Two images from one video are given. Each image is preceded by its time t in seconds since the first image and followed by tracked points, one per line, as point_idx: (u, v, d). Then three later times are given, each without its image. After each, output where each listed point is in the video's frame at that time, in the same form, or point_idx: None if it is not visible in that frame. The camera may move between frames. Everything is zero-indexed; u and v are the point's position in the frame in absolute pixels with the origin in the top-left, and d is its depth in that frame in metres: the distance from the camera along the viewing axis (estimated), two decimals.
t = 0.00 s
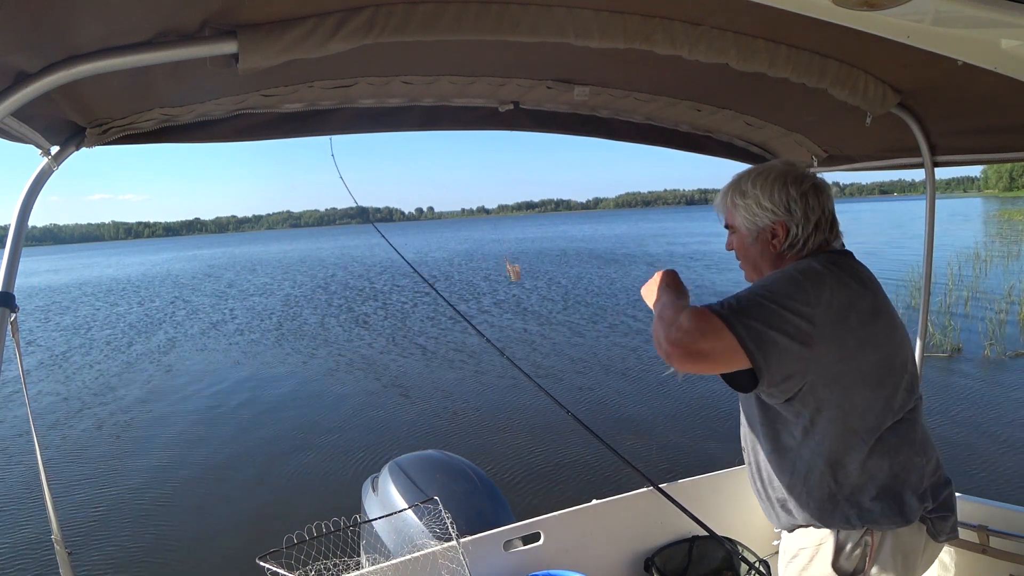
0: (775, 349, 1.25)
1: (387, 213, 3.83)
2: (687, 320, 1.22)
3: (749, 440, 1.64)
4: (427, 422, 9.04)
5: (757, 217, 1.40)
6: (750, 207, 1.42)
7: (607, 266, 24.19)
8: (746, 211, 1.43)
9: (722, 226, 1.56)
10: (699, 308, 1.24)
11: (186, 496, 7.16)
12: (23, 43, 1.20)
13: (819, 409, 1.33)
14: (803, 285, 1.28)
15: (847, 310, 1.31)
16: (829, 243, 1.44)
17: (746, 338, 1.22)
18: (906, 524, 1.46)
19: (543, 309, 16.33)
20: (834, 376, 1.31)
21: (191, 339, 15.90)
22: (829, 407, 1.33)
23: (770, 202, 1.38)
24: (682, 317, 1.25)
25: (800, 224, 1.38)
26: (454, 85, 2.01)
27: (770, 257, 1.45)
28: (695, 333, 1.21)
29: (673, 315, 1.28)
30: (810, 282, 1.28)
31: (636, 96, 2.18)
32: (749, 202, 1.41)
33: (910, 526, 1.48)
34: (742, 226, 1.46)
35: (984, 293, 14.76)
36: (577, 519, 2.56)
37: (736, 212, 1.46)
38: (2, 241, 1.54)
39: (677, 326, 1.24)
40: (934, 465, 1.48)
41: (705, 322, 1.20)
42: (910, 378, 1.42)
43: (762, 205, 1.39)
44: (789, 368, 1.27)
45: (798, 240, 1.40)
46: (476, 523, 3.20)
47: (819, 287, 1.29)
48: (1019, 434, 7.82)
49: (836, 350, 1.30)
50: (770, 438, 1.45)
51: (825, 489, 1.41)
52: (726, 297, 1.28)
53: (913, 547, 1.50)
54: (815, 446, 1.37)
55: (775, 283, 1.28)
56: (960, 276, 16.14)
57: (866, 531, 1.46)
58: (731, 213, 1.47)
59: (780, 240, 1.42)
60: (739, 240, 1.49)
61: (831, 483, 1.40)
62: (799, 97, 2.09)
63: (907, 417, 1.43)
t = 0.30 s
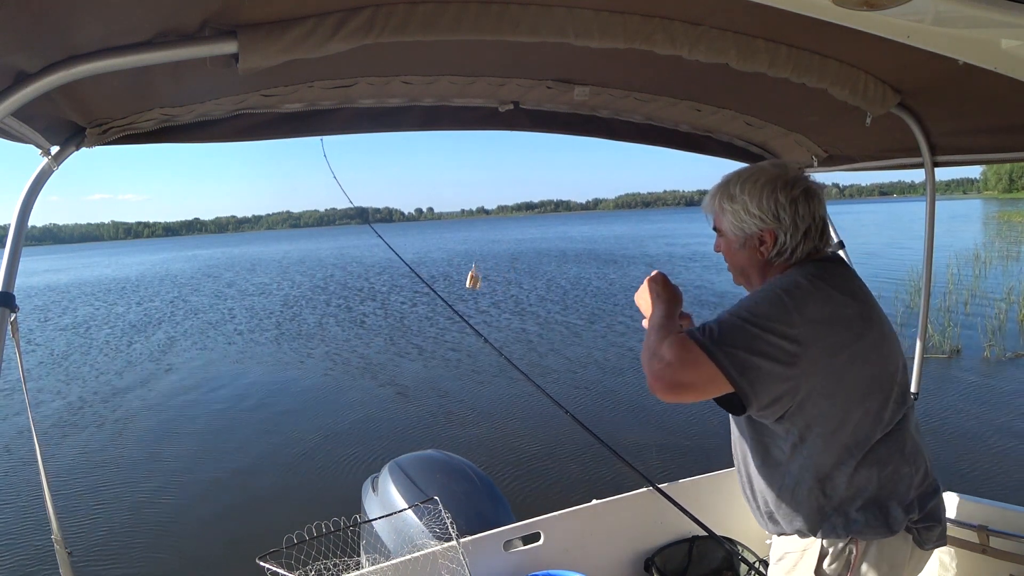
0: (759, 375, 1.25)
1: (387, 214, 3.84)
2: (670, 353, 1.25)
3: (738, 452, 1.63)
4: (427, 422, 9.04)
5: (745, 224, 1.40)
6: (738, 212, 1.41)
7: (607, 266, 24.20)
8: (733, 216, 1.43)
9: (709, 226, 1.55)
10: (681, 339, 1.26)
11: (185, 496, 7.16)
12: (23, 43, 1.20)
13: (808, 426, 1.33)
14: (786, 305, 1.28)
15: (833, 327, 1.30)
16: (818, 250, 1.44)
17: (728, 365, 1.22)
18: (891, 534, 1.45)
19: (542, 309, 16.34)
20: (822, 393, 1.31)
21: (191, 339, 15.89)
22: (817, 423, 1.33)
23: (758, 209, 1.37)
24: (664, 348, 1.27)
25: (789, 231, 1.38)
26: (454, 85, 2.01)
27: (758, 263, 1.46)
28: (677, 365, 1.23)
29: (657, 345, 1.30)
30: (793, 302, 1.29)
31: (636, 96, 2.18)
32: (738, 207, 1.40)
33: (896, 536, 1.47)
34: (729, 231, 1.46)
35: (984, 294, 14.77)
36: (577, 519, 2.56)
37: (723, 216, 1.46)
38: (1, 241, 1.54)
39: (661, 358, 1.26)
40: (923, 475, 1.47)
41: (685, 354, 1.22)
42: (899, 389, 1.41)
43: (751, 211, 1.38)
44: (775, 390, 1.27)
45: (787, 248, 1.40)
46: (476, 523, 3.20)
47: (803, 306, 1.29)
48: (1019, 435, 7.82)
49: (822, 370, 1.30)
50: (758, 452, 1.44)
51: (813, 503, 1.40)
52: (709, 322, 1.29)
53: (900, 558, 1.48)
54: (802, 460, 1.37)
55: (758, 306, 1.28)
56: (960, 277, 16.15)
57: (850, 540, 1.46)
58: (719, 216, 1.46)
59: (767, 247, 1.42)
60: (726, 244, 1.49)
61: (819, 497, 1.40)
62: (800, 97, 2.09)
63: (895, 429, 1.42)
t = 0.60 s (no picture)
0: (749, 392, 1.25)
1: (387, 214, 3.84)
2: (660, 372, 1.26)
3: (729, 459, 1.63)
4: (426, 422, 9.04)
5: (736, 231, 1.39)
6: (729, 220, 1.41)
7: (607, 267, 24.22)
8: (724, 222, 1.42)
9: (698, 231, 1.55)
10: (671, 356, 1.26)
11: (185, 496, 7.15)
12: (22, 42, 1.20)
13: (799, 438, 1.34)
14: (776, 320, 1.28)
15: (823, 339, 1.30)
16: (810, 255, 1.44)
17: (717, 385, 1.23)
18: (879, 540, 1.45)
19: (542, 309, 16.35)
20: (812, 407, 1.31)
21: (191, 339, 15.88)
22: (807, 435, 1.33)
23: (750, 216, 1.37)
24: (654, 366, 1.28)
25: (781, 238, 1.38)
26: (454, 86, 2.01)
27: (749, 269, 1.46)
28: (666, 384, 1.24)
29: (647, 362, 1.30)
30: (783, 315, 1.28)
31: (636, 96, 2.18)
32: (729, 214, 1.40)
33: (885, 541, 1.47)
34: (720, 237, 1.45)
35: (983, 297, 14.78)
36: (577, 518, 2.56)
37: (714, 222, 1.45)
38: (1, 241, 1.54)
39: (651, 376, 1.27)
40: (914, 481, 1.47)
41: (675, 375, 1.23)
42: (891, 397, 1.41)
43: (742, 218, 1.38)
44: (765, 406, 1.28)
45: (778, 255, 1.40)
46: (476, 522, 3.20)
47: (794, 319, 1.28)
48: (1018, 437, 7.83)
49: (812, 384, 1.30)
50: (749, 462, 1.44)
51: (803, 513, 1.41)
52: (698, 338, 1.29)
53: (888, 563, 1.48)
54: (791, 470, 1.38)
55: (748, 321, 1.28)
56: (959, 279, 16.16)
57: (838, 545, 1.46)
58: (710, 222, 1.46)
59: (759, 253, 1.42)
60: (717, 250, 1.49)
61: (809, 506, 1.40)
62: (799, 96, 2.09)
63: (887, 436, 1.41)
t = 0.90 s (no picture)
0: (748, 399, 1.25)
1: (387, 214, 3.83)
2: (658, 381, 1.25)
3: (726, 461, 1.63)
4: (426, 422, 9.03)
5: (736, 234, 1.39)
6: (729, 223, 1.41)
7: (607, 267, 24.20)
8: (723, 226, 1.42)
9: (695, 235, 1.54)
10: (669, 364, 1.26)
11: (185, 496, 7.14)
12: (22, 42, 1.20)
13: (795, 443, 1.34)
14: (773, 325, 1.27)
15: (821, 343, 1.30)
16: (808, 258, 1.45)
17: (717, 392, 1.23)
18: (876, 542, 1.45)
19: (542, 309, 16.35)
20: (809, 412, 1.31)
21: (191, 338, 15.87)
22: (805, 441, 1.33)
23: (751, 218, 1.37)
24: (653, 374, 1.27)
25: (781, 241, 1.38)
26: (454, 85, 2.01)
27: (747, 272, 1.46)
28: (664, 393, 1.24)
29: (645, 369, 1.30)
30: (782, 321, 1.28)
31: (636, 96, 2.18)
32: (728, 216, 1.40)
33: (881, 543, 1.47)
34: (719, 240, 1.45)
35: (984, 297, 14.76)
36: (577, 518, 2.56)
37: (713, 225, 1.45)
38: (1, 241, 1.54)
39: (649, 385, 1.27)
40: (910, 482, 1.46)
41: (673, 384, 1.23)
42: (889, 399, 1.40)
43: (743, 220, 1.38)
44: (764, 411, 1.28)
45: (778, 258, 1.41)
46: (476, 523, 3.20)
47: (791, 324, 1.28)
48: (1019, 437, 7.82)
49: (810, 388, 1.30)
50: (748, 466, 1.44)
51: (801, 517, 1.41)
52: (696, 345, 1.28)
53: (885, 566, 1.48)
54: (790, 474, 1.38)
55: (746, 327, 1.27)
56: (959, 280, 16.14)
57: (834, 546, 1.46)
58: (709, 225, 1.45)
59: (759, 256, 1.42)
60: (715, 253, 1.48)
61: (805, 508, 1.40)
62: (800, 97, 2.09)
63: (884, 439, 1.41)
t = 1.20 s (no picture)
0: (750, 418, 1.26)
1: (387, 214, 3.83)
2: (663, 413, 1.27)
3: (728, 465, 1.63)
4: (426, 422, 9.03)
5: (739, 236, 1.39)
6: (731, 225, 1.40)
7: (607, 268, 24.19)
8: (726, 227, 1.42)
9: (696, 235, 1.53)
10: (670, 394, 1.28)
11: (184, 496, 7.14)
12: (22, 42, 1.20)
13: (801, 449, 1.34)
14: (772, 341, 1.27)
15: (822, 353, 1.29)
16: (810, 260, 1.44)
17: (720, 416, 1.24)
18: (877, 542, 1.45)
19: (542, 309, 16.35)
20: (810, 422, 1.32)
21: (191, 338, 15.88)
22: (809, 446, 1.34)
23: (754, 220, 1.37)
24: (657, 407, 1.28)
25: (784, 242, 1.38)
26: (454, 85, 2.01)
27: (749, 274, 1.46)
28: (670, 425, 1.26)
29: (649, 401, 1.31)
30: (780, 334, 1.27)
31: (636, 96, 2.18)
32: (731, 217, 1.40)
33: (882, 544, 1.47)
34: (721, 242, 1.45)
35: (984, 298, 14.74)
36: (577, 518, 2.56)
37: (714, 226, 1.44)
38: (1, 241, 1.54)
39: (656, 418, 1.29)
40: (912, 482, 1.47)
41: (677, 415, 1.25)
42: (891, 402, 1.40)
43: (746, 222, 1.38)
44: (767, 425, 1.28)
45: (781, 260, 1.41)
46: (476, 523, 3.21)
47: (791, 337, 1.28)
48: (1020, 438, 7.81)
49: (811, 399, 1.30)
50: (751, 472, 1.44)
51: (805, 521, 1.41)
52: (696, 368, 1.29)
53: (886, 567, 1.48)
54: (792, 478, 1.38)
55: (745, 346, 1.27)
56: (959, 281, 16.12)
57: (835, 548, 1.45)
58: (711, 227, 1.45)
59: (761, 258, 1.42)
60: (715, 254, 1.48)
61: (807, 510, 1.40)
62: (800, 97, 2.09)
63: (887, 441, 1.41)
